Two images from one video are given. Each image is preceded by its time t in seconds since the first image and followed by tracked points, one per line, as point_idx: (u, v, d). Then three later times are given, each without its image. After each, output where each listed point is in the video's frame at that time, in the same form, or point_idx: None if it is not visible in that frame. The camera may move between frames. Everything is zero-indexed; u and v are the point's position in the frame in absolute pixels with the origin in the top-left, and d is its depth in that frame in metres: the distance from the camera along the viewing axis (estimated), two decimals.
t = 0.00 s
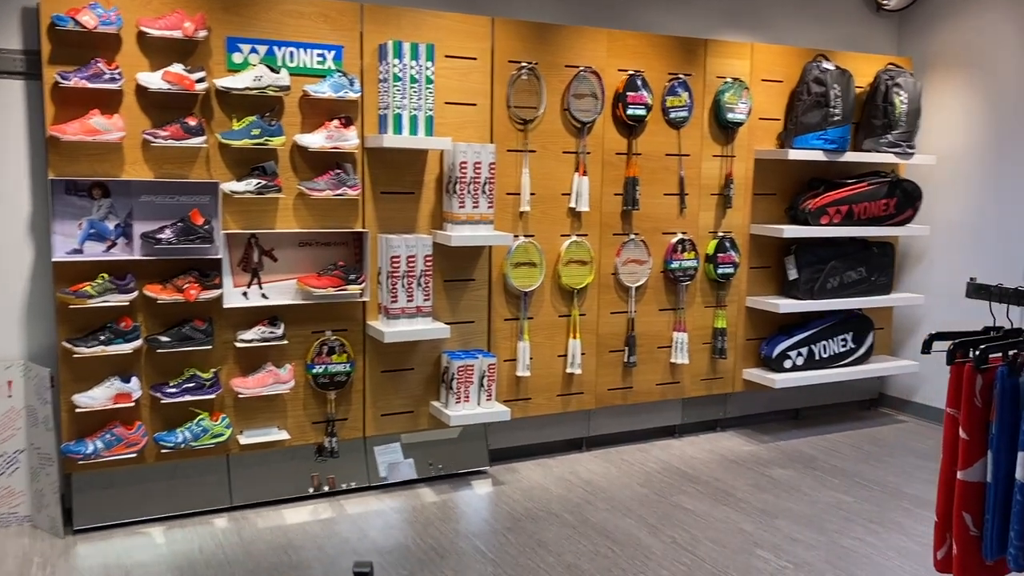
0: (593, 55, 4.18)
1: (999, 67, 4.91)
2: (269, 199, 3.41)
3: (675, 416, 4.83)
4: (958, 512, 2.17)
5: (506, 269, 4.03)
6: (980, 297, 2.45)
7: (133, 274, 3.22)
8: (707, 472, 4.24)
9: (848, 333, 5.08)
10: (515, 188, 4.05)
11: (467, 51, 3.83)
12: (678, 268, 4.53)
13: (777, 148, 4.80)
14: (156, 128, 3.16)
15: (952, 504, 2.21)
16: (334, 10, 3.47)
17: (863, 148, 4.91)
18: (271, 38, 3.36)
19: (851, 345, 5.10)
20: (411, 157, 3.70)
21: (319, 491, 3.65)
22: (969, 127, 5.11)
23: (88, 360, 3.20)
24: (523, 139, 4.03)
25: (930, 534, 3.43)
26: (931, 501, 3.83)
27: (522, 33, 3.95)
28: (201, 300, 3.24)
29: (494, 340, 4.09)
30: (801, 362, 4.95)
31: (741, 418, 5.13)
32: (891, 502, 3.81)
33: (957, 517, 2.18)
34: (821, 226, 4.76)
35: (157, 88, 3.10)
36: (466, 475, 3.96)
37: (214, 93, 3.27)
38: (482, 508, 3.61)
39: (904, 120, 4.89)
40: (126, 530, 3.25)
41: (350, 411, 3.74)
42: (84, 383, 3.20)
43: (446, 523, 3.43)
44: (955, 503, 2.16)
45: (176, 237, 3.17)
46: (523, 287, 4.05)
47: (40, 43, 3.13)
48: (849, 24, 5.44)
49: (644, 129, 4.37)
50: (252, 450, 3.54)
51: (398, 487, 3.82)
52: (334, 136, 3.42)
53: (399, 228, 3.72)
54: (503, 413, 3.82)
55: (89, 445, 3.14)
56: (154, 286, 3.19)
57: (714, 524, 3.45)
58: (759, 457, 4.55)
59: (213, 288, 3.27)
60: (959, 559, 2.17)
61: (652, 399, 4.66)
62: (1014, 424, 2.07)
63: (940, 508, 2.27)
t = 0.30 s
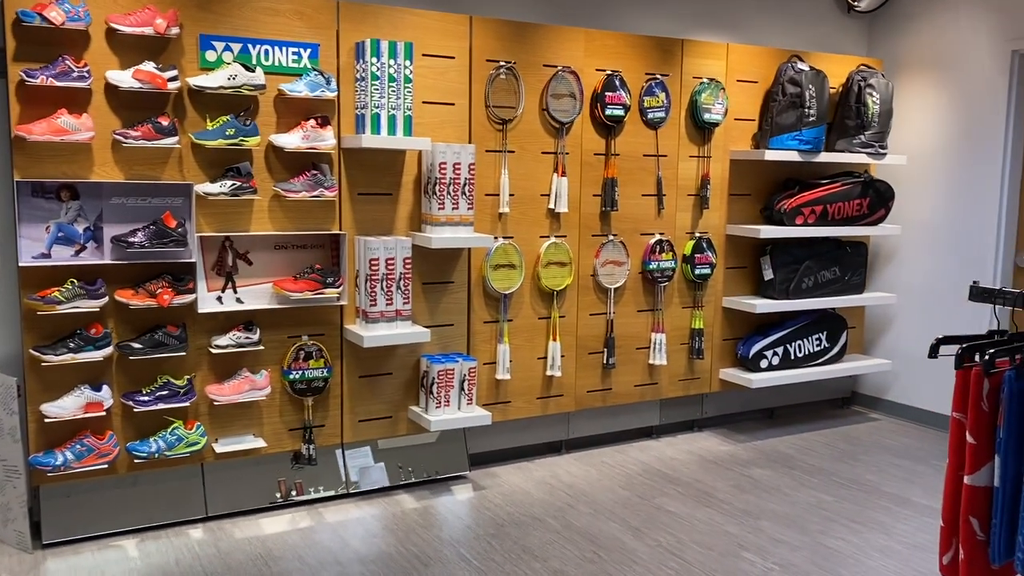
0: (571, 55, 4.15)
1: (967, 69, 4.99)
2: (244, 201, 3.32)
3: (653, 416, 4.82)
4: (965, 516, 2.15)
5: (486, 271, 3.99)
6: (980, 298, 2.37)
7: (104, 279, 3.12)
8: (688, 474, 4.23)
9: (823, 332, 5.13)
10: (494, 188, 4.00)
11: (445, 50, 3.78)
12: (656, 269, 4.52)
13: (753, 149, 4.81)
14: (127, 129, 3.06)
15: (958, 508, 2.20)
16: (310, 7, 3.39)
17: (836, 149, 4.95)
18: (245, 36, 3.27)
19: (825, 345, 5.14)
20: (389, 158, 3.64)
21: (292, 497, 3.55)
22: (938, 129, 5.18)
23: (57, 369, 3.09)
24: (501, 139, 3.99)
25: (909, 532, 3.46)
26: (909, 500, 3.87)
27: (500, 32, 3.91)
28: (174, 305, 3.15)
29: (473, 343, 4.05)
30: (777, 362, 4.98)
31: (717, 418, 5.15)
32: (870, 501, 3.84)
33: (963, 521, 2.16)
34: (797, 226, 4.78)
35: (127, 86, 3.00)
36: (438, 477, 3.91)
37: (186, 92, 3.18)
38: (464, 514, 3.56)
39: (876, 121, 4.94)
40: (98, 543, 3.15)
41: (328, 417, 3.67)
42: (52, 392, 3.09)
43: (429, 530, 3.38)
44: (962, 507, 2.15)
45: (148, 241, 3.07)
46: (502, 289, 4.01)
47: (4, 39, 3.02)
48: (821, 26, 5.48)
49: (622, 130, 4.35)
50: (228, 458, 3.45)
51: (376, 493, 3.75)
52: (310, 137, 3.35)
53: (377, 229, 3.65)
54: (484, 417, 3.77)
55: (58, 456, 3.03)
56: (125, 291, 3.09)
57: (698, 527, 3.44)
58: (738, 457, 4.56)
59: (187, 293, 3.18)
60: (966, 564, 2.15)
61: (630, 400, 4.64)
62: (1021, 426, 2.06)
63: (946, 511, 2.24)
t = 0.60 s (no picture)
0: (559, 55, 4.12)
1: (950, 73, 5.02)
2: (227, 201, 3.25)
3: (639, 419, 4.80)
4: (978, 524, 2.09)
5: (472, 272, 3.94)
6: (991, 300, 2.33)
7: (82, 281, 3.03)
8: (675, 477, 4.22)
9: (807, 334, 5.14)
10: (480, 189, 3.95)
11: (431, 49, 3.73)
12: (643, 271, 4.49)
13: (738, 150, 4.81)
14: (106, 126, 2.98)
15: (969, 515, 2.14)
16: (295, 3, 3.33)
17: (820, 151, 4.96)
18: (229, 32, 3.20)
19: (809, 347, 5.16)
20: (375, 158, 3.58)
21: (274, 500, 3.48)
22: (920, 132, 5.21)
23: (33, 373, 2.99)
24: (488, 139, 3.94)
25: (897, 535, 3.47)
26: (895, 502, 3.88)
27: (487, 31, 3.87)
28: (155, 308, 3.07)
29: (460, 345, 4.00)
30: (762, 364, 4.98)
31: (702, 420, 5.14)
32: (858, 504, 3.84)
33: (976, 529, 2.10)
34: (782, 228, 4.79)
35: (107, 83, 2.92)
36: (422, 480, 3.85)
37: (168, 89, 3.10)
38: (452, 520, 3.51)
39: (860, 124, 4.96)
40: (75, 553, 3.06)
41: (312, 422, 3.60)
42: (28, 398, 3.00)
43: (416, 537, 3.32)
44: (975, 514, 2.09)
45: (129, 242, 2.99)
46: (488, 291, 3.96)
47: None
48: (805, 28, 5.50)
49: (609, 131, 4.33)
50: (210, 464, 3.38)
51: (360, 499, 3.68)
52: (295, 136, 3.28)
53: (363, 230, 3.59)
54: (471, 421, 3.72)
55: (34, 463, 2.94)
56: (104, 294, 3.00)
57: (688, 532, 3.41)
58: (724, 460, 4.55)
59: (169, 295, 3.10)
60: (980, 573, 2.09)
61: (617, 402, 4.62)
62: None
63: (956, 517, 2.19)
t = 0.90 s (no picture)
0: (556, 55, 4.04)
1: (949, 76, 4.98)
2: (215, 202, 3.15)
3: (635, 426, 4.72)
4: (1011, 544, 2.19)
5: (468, 276, 3.85)
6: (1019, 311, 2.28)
7: (65, 284, 2.92)
8: (673, 486, 4.14)
9: (804, 340, 5.08)
10: (476, 192, 3.87)
11: (427, 48, 3.64)
12: (640, 276, 4.42)
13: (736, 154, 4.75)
14: (91, 125, 2.87)
15: (1002, 535, 2.23)
16: None
17: (819, 154, 4.91)
18: (219, 29, 3.10)
19: (807, 353, 5.10)
20: (368, 159, 3.49)
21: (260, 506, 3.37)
22: (919, 136, 5.17)
23: (12, 381, 2.88)
24: (484, 140, 3.86)
25: (901, 546, 3.40)
26: (897, 512, 3.82)
27: (484, 29, 3.79)
28: (141, 313, 2.97)
29: (454, 351, 3.91)
30: (759, 370, 4.91)
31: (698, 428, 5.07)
32: (860, 513, 3.78)
33: (1008, 549, 2.20)
34: (780, 233, 4.73)
35: (92, 80, 2.82)
36: (412, 488, 3.75)
37: (156, 87, 3.00)
38: (446, 531, 3.42)
39: (859, 127, 4.90)
40: (56, 567, 2.95)
41: (302, 430, 3.50)
42: (8, 406, 2.89)
43: (410, 549, 3.23)
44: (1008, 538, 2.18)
45: (113, 244, 2.88)
46: (484, 296, 3.88)
47: None
48: (803, 30, 5.45)
49: (607, 132, 4.25)
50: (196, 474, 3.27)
51: (352, 510, 3.58)
52: (286, 135, 3.18)
53: (356, 233, 3.50)
54: (466, 430, 3.63)
55: (13, 474, 2.83)
56: (88, 298, 2.89)
57: (688, 543, 3.34)
58: (722, 468, 4.48)
59: (155, 300, 2.99)
60: None
61: (613, 410, 4.54)
62: None
63: (988, 537, 2.27)
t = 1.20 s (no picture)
0: (560, 56, 3.96)
1: (957, 79, 4.91)
2: (212, 207, 3.06)
3: (639, 435, 4.63)
4: None
5: (470, 283, 3.76)
6: None
7: (57, 292, 2.83)
8: (679, 496, 4.05)
9: (810, 347, 5.01)
10: (479, 196, 3.79)
11: (429, 49, 3.56)
12: (645, 281, 4.34)
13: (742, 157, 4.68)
14: (84, 127, 2.79)
15: None
16: None
17: (825, 158, 4.83)
18: (216, 28, 3.02)
19: (814, 360, 5.02)
20: (369, 163, 3.40)
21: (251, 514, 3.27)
22: (926, 140, 5.10)
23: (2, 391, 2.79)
24: (487, 143, 3.78)
25: (915, 559, 3.33)
26: (910, 523, 3.74)
27: (487, 30, 3.71)
28: (135, 321, 2.88)
29: (455, 360, 3.82)
30: (765, 377, 4.84)
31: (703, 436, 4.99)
32: (871, 525, 3.70)
33: None
34: (787, 238, 4.65)
35: (85, 81, 2.73)
36: (410, 496, 3.65)
37: (151, 88, 2.91)
38: (449, 544, 3.33)
39: (865, 131, 4.83)
40: None
41: (301, 441, 3.41)
42: None
43: (412, 563, 3.14)
44: None
45: (107, 251, 2.79)
46: (486, 303, 3.79)
47: None
48: (808, 32, 5.38)
49: (611, 136, 4.17)
50: (192, 487, 3.18)
51: (352, 522, 3.49)
52: (285, 138, 3.10)
53: (356, 239, 3.41)
54: (469, 440, 3.55)
55: (3, 488, 2.74)
56: (80, 306, 2.81)
57: (698, 557, 3.27)
58: (729, 478, 4.40)
59: (150, 308, 2.90)
60: None
61: (617, 418, 4.45)
62: None
63: None
